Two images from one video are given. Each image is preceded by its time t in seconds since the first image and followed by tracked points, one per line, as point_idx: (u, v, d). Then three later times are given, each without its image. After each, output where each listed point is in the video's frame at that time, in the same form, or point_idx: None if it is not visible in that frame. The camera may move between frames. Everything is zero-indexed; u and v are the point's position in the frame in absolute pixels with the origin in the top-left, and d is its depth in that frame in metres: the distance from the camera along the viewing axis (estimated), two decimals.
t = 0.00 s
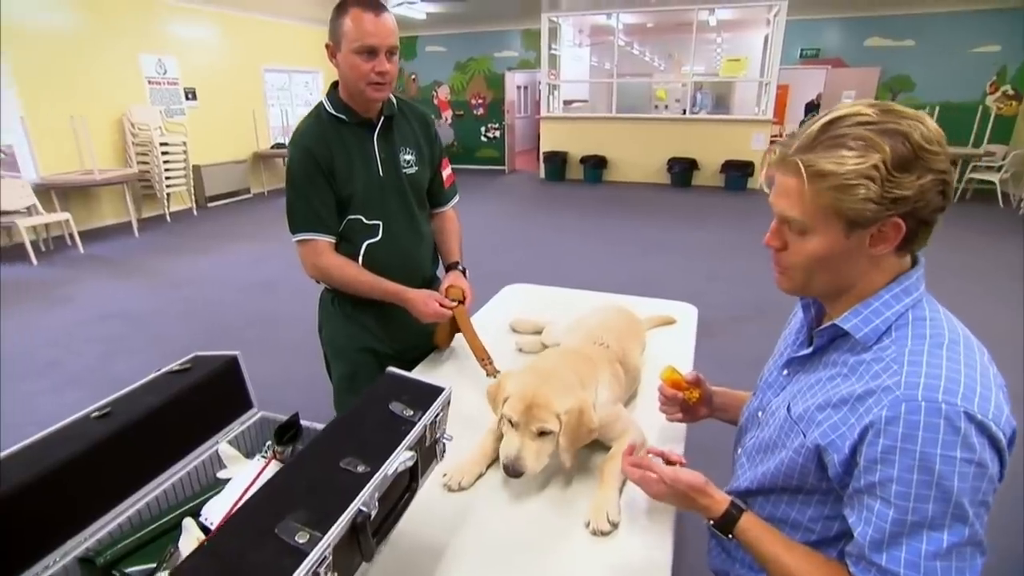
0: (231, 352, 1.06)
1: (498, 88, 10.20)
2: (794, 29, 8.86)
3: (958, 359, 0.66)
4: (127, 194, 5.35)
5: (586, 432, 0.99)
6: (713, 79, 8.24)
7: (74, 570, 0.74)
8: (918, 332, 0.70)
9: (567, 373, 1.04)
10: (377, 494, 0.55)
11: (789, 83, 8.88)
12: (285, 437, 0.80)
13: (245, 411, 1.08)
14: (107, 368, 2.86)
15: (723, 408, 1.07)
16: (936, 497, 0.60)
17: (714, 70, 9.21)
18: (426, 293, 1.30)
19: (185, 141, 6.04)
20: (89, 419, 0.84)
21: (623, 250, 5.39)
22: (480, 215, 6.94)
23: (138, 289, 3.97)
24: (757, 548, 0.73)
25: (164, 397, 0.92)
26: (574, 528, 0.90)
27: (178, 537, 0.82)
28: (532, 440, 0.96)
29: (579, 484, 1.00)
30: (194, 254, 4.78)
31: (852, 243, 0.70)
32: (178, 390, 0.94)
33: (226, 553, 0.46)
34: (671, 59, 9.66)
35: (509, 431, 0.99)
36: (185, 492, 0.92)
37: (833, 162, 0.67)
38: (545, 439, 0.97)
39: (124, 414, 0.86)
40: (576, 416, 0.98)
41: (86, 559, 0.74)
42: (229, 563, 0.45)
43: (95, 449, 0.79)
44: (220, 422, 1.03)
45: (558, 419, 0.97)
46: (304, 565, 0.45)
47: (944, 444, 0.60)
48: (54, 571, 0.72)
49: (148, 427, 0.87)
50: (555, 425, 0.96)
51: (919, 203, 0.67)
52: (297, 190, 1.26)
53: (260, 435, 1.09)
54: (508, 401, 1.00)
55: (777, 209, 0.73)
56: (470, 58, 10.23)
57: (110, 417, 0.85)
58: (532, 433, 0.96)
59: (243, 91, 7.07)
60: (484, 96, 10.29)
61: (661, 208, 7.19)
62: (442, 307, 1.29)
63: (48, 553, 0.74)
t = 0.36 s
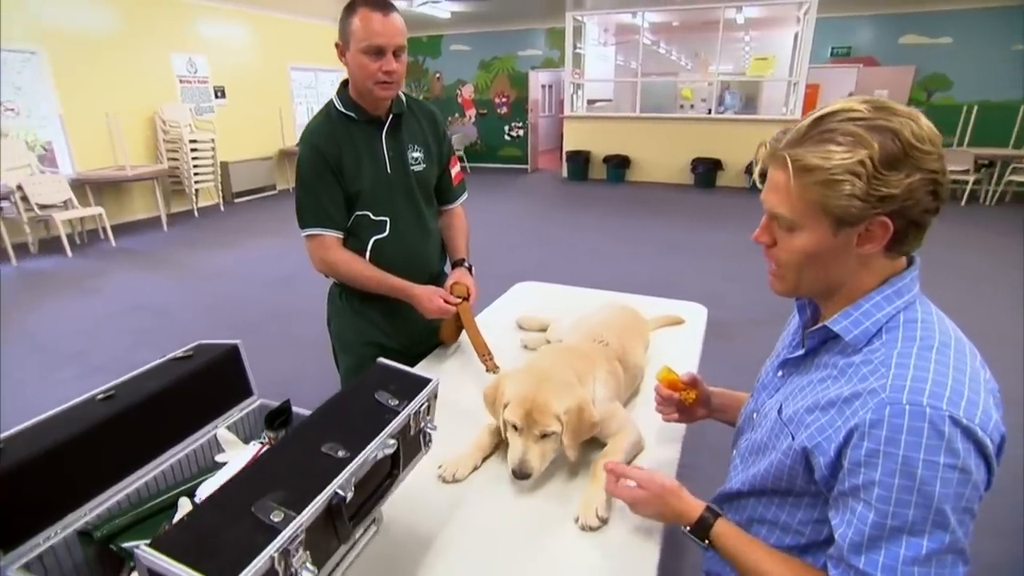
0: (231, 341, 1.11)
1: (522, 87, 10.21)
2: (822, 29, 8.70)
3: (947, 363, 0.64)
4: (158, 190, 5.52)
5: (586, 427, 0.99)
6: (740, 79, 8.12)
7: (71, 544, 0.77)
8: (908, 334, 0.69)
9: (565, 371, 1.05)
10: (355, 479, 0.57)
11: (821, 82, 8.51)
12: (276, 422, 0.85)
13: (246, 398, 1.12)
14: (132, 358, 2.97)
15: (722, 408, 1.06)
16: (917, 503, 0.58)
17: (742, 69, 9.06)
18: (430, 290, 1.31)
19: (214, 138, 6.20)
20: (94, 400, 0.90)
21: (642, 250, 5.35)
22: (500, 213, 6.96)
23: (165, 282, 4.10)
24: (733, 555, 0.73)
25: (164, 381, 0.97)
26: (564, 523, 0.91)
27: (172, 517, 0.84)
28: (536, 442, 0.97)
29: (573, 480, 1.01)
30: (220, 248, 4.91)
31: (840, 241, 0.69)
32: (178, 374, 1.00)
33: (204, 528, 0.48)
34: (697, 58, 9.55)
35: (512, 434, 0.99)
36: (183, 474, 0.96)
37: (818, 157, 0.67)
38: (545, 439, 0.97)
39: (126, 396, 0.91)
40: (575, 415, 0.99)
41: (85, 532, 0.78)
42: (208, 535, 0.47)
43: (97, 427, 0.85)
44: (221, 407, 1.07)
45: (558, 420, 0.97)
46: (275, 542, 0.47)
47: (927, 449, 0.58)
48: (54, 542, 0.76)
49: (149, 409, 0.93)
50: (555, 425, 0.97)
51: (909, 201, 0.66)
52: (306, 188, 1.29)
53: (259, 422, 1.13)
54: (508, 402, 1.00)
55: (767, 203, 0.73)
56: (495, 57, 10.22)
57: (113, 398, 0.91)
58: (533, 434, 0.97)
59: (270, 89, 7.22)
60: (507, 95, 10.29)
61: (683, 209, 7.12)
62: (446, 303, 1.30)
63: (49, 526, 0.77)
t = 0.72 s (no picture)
0: (231, 330, 1.15)
1: (541, 89, 10.23)
2: (846, 32, 8.58)
3: (921, 364, 0.65)
4: (180, 188, 5.68)
5: (579, 421, 1.01)
6: (761, 82, 8.04)
7: (72, 516, 0.81)
8: (885, 334, 0.69)
9: (559, 367, 1.06)
10: (333, 462, 0.60)
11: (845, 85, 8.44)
12: (267, 407, 0.90)
13: (244, 384, 1.15)
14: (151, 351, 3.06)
15: (711, 406, 1.08)
16: (879, 498, 0.59)
17: (763, 73, 8.97)
18: (433, 287, 1.34)
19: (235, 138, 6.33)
20: (98, 382, 0.94)
21: (656, 253, 5.34)
22: (515, 215, 6.99)
23: (185, 277, 4.21)
24: (709, 523, 0.75)
25: (166, 367, 1.01)
26: (550, 515, 0.93)
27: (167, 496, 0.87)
28: (526, 434, 0.98)
29: (561, 473, 1.03)
30: (239, 246, 5.02)
31: (820, 233, 0.70)
32: (179, 360, 1.04)
33: (187, 499, 0.51)
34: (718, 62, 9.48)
35: (503, 426, 1.01)
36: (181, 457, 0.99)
37: (812, 144, 0.68)
38: (537, 432, 0.99)
39: (130, 379, 0.96)
40: (568, 410, 1.01)
41: (86, 505, 0.82)
42: (191, 506, 0.51)
43: (99, 408, 0.90)
44: (221, 393, 1.10)
45: (551, 414, 0.99)
46: (252, 513, 0.50)
47: (892, 446, 0.59)
48: (56, 513, 0.80)
49: (149, 392, 0.97)
50: (547, 419, 0.98)
51: (890, 206, 0.66)
52: (313, 185, 1.34)
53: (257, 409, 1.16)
54: (501, 393, 1.03)
55: (762, 183, 0.75)
56: (514, 59, 10.26)
57: (117, 381, 0.95)
58: (525, 427, 0.98)
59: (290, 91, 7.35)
60: (525, 98, 10.36)
61: (699, 213, 7.08)
62: (447, 302, 1.32)
63: (52, 499, 0.82)
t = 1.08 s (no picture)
0: (238, 334, 1.18)
1: (552, 96, 10.25)
2: (860, 34, 8.49)
3: (907, 360, 0.65)
4: (197, 198, 5.81)
5: (574, 424, 1.02)
6: (775, 86, 7.98)
7: (82, 512, 0.84)
8: (873, 331, 0.69)
9: (558, 368, 1.07)
10: (329, 459, 0.63)
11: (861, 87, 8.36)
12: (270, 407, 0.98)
13: (250, 387, 1.18)
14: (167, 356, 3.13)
15: (712, 410, 1.07)
16: (855, 492, 0.60)
17: (777, 76, 8.90)
18: (438, 293, 1.36)
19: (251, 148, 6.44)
20: (110, 383, 0.98)
21: (667, 258, 5.33)
22: (527, 221, 7.02)
23: (201, 285, 4.29)
24: (700, 529, 0.75)
25: (174, 368, 1.05)
26: (548, 516, 0.94)
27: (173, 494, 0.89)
28: (521, 431, 1.00)
29: (559, 476, 1.04)
30: (254, 254, 5.11)
31: (814, 228, 0.70)
32: (186, 363, 1.07)
33: (187, 493, 0.54)
34: (731, 66, 9.42)
35: (500, 422, 1.02)
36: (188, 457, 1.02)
37: (808, 139, 0.68)
38: (533, 432, 1.00)
39: (140, 380, 0.99)
40: (564, 411, 1.01)
41: (95, 501, 0.85)
42: (191, 500, 0.53)
43: (110, 408, 0.93)
44: (227, 395, 1.13)
45: (547, 412, 1.00)
46: (249, 507, 0.52)
47: (870, 440, 0.60)
48: (67, 510, 0.83)
49: (158, 394, 1.00)
50: (543, 417, 1.00)
51: (884, 199, 0.66)
52: (319, 192, 1.37)
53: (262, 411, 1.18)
54: (500, 391, 1.04)
55: (759, 181, 0.75)
56: (525, 66, 10.26)
57: (127, 383, 0.98)
58: (520, 424, 1.00)
59: (304, 101, 7.47)
60: (538, 104, 10.37)
61: (711, 217, 7.05)
62: (452, 307, 1.34)
63: (62, 495, 0.84)
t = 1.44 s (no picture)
0: (238, 332, 1.19)
1: (558, 96, 10.24)
2: (868, 34, 8.44)
3: (901, 360, 0.64)
4: (204, 197, 5.85)
5: (571, 426, 1.02)
6: (782, 87, 7.94)
7: (82, 506, 0.85)
8: (867, 332, 0.69)
9: (555, 368, 1.08)
10: (323, 456, 0.63)
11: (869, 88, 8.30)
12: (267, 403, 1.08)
13: (249, 384, 1.19)
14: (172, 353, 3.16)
15: (709, 408, 1.08)
16: (856, 495, 0.59)
17: (784, 77, 8.86)
18: (438, 292, 1.36)
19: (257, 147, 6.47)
20: (110, 380, 0.99)
21: (672, 259, 5.32)
22: (531, 221, 7.03)
23: (206, 283, 4.32)
24: (694, 538, 0.74)
25: (174, 365, 1.06)
26: (545, 515, 0.94)
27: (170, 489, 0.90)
28: (517, 433, 1.00)
29: (557, 476, 1.04)
30: (259, 253, 5.14)
31: (802, 223, 0.70)
32: (186, 360, 1.08)
33: (184, 488, 0.55)
34: (737, 66, 9.38)
35: (497, 424, 1.03)
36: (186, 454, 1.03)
37: (795, 131, 0.69)
38: (528, 432, 1.01)
39: (139, 377, 1.01)
40: (560, 413, 1.01)
41: (95, 495, 0.86)
42: (187, 494, 0.54)
43: (111, 404, 0.94)
44: (227, 392, 1.14)
45: (542, 414, 1.00)
46: (243, 502, 0.53)
47: (867, 442, 0.59)
48: (67, 503, 0.83)
49: (158, 390, 1.01)
50: (538, 419, 1.00)
51: (865, 193, 0.66)
52: (320, 191, 1.37)
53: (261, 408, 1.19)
54: (497, 392, 1.04)
55: (752, 178, 0.75)
56: (531, 67, 10.24)
57: (127, 379, 1.00)
58: (515, 426, 1.00)
59: (310, 101, 7.49)
60: (543, 105, 10.36)
61: (716, 218, 7.03)
62: (452, 306, 1.34)
63: (63, 489, 0.85)
